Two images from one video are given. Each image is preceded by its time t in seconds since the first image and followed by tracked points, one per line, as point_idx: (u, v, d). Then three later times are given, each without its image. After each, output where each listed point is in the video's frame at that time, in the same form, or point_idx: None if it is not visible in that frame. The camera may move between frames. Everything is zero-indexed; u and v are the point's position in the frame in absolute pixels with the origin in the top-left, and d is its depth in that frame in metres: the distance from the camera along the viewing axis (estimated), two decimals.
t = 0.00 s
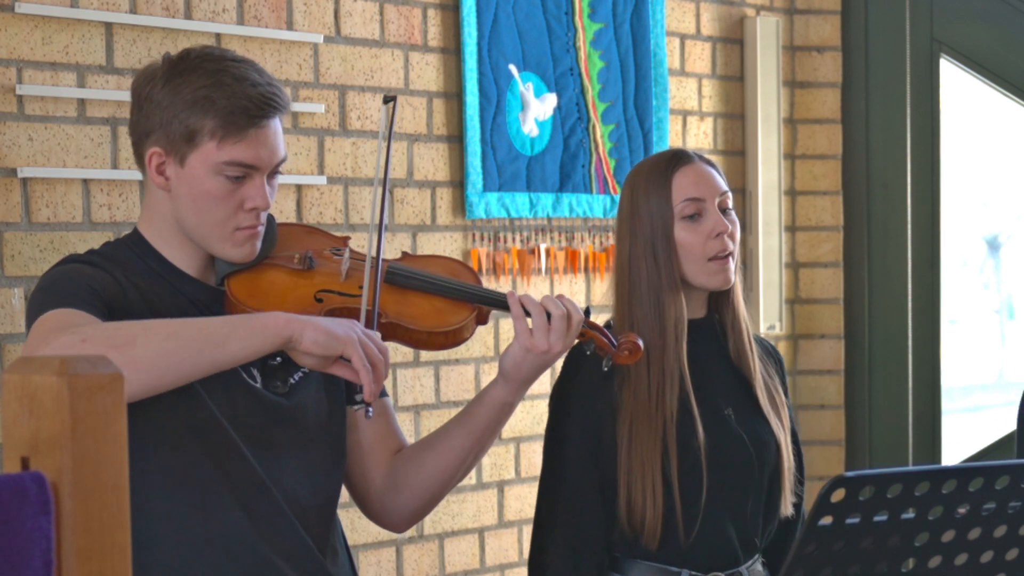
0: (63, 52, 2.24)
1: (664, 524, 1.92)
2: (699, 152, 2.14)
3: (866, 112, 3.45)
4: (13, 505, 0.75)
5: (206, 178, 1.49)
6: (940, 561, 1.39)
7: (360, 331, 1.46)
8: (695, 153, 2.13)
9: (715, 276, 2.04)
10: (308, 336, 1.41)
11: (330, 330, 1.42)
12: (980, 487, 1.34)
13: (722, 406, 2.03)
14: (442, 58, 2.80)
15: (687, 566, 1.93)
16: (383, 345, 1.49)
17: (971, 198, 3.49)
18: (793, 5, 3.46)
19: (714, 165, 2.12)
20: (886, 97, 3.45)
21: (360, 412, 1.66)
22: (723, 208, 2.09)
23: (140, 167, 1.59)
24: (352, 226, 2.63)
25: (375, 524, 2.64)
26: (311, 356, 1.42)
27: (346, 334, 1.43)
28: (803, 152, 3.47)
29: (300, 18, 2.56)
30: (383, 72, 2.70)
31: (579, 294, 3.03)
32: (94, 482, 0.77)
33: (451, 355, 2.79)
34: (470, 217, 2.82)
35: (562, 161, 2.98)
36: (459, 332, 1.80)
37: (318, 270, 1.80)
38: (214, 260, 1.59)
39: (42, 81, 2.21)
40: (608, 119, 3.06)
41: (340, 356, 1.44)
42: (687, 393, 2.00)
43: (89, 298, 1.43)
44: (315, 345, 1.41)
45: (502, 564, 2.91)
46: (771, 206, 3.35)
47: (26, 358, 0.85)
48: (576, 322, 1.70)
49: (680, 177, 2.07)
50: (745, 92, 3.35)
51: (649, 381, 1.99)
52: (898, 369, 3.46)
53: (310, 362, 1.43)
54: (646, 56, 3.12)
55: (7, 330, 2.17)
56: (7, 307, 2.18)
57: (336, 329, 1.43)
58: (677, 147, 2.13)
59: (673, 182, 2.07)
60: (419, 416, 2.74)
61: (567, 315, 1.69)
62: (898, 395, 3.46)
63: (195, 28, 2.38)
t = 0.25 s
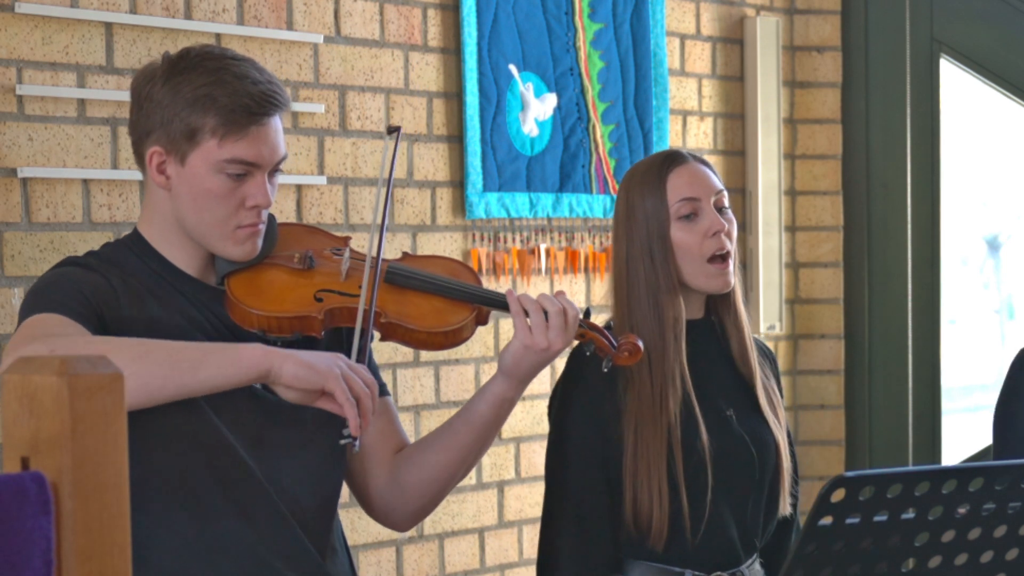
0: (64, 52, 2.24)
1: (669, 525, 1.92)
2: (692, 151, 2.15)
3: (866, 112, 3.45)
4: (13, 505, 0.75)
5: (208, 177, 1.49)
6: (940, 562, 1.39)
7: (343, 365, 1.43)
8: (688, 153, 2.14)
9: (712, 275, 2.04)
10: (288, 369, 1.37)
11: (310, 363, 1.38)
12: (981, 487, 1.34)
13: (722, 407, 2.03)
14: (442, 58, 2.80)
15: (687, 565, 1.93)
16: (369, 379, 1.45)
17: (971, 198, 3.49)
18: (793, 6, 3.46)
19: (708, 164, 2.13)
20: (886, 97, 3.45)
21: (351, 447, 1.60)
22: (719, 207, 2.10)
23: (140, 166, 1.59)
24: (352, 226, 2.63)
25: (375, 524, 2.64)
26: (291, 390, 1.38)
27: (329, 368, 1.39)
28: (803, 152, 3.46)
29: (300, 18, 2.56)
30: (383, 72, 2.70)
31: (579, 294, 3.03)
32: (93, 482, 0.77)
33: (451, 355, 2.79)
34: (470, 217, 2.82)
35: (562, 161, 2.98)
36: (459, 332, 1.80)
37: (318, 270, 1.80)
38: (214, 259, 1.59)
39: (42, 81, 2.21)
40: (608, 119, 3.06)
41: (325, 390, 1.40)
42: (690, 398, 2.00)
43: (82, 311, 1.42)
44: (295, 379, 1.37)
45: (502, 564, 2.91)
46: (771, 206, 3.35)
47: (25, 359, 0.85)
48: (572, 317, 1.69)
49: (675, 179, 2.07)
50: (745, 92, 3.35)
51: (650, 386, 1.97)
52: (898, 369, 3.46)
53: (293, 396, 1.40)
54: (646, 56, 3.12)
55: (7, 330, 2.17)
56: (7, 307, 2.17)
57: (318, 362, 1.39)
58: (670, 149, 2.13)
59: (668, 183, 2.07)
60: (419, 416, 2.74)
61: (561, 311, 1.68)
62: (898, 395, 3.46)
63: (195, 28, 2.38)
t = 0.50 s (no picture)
0: (64, 52, 2.24)
1: (669, 524, 1.92)
2: (699, 157, 2.13)
3: (866, 112, 3.45)
4: (13, 505, 0.75)
5: (207, 174, 1.49)
6: (940, 561, 1.39)
7: (327, 407, 1.36)
8: (695, 158, 2.12)
9: (708, 280, 2.03)
10: (264, 414, 1.32)
11: (287, 407, 1.33)
12: (980, 487, 1.34)
13: (722, 407, 2.03)
14: (442, 58, 2.80)
15: (687, 565, 1.93)
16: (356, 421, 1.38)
17: (971, 198, 3.49)
18: (793, 6, 3.46)
19: (716, 173, 2.11)
20: (886, 97, 3.45)
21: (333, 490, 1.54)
22: (721, 216, 2.08)
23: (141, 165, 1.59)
24: (352, 226, 2.63)
25: (375, 523, 2.64)
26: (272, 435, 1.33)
27: (307, 411, 1.33)
28: (803, 152, 3.46)
29: (300, 18, 2.56)
30: (383, 72, 2.70)
31: (579, 294, 3.03)
32: (93, 482, 0.77)
33: (451, 355, 2.79)
34: (470, 217, 2.82)
35: (562, 161, 2.98)
36: (459, 331, 1.80)
37: (318, 269, 1.79)
38: (215, 257, 1.59)
39: (42, 81, 2.21)
40: (608, 119, 3.06)
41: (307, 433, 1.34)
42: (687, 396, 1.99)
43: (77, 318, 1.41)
44: (271, 424, 1.32)
45: (502, 564, 2.91)
46: (771, 206, 3.35)
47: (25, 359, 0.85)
48: (581, 319, 1.70)
49: (678, 186, 2.06)
50: (745, 92, 3.35)
51: (648, 389, 1.97)
52: (898, 368, 3.46)
53: (275, 441, 1.35)
54: (646, 56, 3.12)
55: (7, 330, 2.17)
56: (7, 307, 2.17)
57: (296, 406, 1.33)
58: (677, 151, 2.12)
59: (671, 189, 2.06)
60: (419, 416, 2.74)
61: (570, 312, 1.69)
62: (898, 395, 3.46)
63: (195, 28, 2.38)
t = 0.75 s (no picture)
0: (64, 52, 2.24)
1: (665, 522, 1.93)
2: (707, 158, 2.12)
3: (866, 112, 3.45)
4: (12, 505, 0.75)
5: (208, 173, 1.49)
6: (940, 562, 1.39)
7: (302, 473, 1.32)
8: (701, 159, 2.11)
9: (708, 282, 2.03)
10: (233, 485, 1.31)
11: (256, 475, 1.31)
12: (980, 487, 1.34)
13: (723, 409, 2.02)
14: (442, 58, 2.79)
15: (688, 564, 1.93)
16: (336, 487, 1.32)
17: (971, 198, 3.49)
18: (793, 5, 3.46)
19: (722, 175, 2.10)
20: (886, 97, 3.45)
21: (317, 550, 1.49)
22: (724, 219, 2.08)
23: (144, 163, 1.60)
24: (352, 226, 2.63)
25: (375, 523, 2.64)
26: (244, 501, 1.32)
27: (274, 481, 1.30)
28: (803, 152, 3.46)
29: (300, 18, 2.56)
30: (383, 72, 2.70)
31: (579, 294, 3.03)
32: (93, 482, 0.77)
33: (451, 355, 2.79)
34: (470, 217, 2.82)
35: (562, 162, 2.98)
36: (461, 331, 1.79)
37: (322, 269, 1.80)
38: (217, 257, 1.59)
39: (42, 81, 2.21)
40: (608, 119, 3.06)
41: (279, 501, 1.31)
42: (684, 393, 1.99)
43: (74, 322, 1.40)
44: (241, 494, 1.30)
45: (502, 564, 2.91)
46: (771, 206, 3.35)
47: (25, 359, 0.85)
48: (582, 321, 1.69)
49: (683, 188, 2.05)
50: (745, 92, 3.35)
51: (647, 382, 1.98)
52: (898, 368, 3.46)
53: (253, 511, 1.33)
54: (646, 56, 3.12)
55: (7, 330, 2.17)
56: (7, 307, 2.17)
57: (264, 474, 1.31)
58: (684, 151, 2.11)
59: (676, 191, 2.06)
60: (419, 416, 2.74)
61: (571, 314, 1.68)
62: (898, 395, 3.46)
63: (195, 28, 2.38)
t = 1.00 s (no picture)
0: (64, 52, 2.24)
1: (665, 521, 1.93)
2: (717, 158, 2.12)
3: (866, 112, 3.45)
4: (13, 505, 0.75)
5: (212, 173, 1.49)
6: (940, 562, 1.39)
7: (299, 488, 1.35)
8: (711, 160, 2.11)
9: (714, 286, 2.04)
10: (233, 503, 1.33)
11: (255, 492, 1.34)
12: (980, 487, 1.34)
13: (725, 409, 2.02)
14: (442, 58, 2.79)
15: (688, 564, 1.93)
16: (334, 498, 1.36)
17: (971, 198, 3.49)
18: (793, 5, 3.46)
19: (731, 176, 2.10)
20: (886, 97, 3.45)
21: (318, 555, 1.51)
22: (733, 220, 2.07)
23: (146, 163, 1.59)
24: (352, 226, 2.63)
25: (375, 523, 2.64)
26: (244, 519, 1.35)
27: (272, 496, 1.33)
28: (803, 152, 3.46)
29: (300, 18, 2.56)
30: (383, 72, 2.70)
31: (579, 294, 3.03)
32: (93, 482, 0.77)
33: (451, 355, 2.79)
34: (470, 217, 2.82)
35: (562, 161, 2.98)
36: (464, 329, 1.79)
37: (324, 268, 1.79)
38: (219, 257, 1.58)
39: (42, 81, 2.22)
40: (608, 119, 3.06)
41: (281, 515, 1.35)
42: (687, 393, 1.99)
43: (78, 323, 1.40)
44: (242, 512, 1.33)
45: (502, 564, 2.91)
46: (771, 206, 3.35)
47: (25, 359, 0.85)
48: (583, 318, 1.68)
49: (692, 188, 2.05)
50: (745, 92, 3.35)
51: (651, 379, 1.99)
52: (898, 368, 3.46)
53: (256, 526, 1.36)
54: (646, 56, 3.12)
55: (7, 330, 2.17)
56: (7, 307, 2.17)
57: (262, 491, 1.34)
58: (695, 151, 2.11)
59: (685, 190, 2.06)
60: (419, 416, 2.74)
61: (573, 311, 1.67)
62: (898, 395, 3.46)
63: (195, 28, 2.38)
